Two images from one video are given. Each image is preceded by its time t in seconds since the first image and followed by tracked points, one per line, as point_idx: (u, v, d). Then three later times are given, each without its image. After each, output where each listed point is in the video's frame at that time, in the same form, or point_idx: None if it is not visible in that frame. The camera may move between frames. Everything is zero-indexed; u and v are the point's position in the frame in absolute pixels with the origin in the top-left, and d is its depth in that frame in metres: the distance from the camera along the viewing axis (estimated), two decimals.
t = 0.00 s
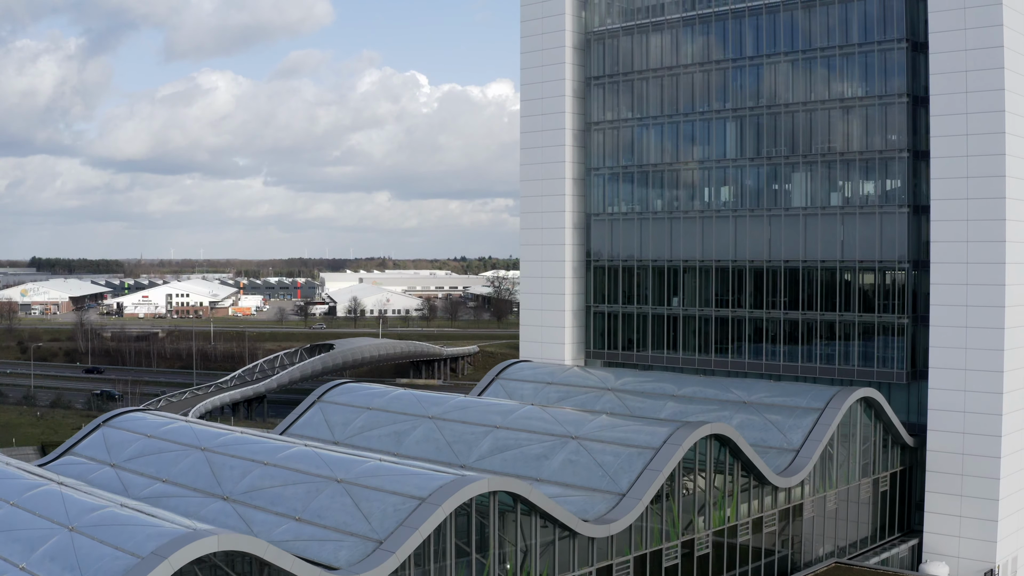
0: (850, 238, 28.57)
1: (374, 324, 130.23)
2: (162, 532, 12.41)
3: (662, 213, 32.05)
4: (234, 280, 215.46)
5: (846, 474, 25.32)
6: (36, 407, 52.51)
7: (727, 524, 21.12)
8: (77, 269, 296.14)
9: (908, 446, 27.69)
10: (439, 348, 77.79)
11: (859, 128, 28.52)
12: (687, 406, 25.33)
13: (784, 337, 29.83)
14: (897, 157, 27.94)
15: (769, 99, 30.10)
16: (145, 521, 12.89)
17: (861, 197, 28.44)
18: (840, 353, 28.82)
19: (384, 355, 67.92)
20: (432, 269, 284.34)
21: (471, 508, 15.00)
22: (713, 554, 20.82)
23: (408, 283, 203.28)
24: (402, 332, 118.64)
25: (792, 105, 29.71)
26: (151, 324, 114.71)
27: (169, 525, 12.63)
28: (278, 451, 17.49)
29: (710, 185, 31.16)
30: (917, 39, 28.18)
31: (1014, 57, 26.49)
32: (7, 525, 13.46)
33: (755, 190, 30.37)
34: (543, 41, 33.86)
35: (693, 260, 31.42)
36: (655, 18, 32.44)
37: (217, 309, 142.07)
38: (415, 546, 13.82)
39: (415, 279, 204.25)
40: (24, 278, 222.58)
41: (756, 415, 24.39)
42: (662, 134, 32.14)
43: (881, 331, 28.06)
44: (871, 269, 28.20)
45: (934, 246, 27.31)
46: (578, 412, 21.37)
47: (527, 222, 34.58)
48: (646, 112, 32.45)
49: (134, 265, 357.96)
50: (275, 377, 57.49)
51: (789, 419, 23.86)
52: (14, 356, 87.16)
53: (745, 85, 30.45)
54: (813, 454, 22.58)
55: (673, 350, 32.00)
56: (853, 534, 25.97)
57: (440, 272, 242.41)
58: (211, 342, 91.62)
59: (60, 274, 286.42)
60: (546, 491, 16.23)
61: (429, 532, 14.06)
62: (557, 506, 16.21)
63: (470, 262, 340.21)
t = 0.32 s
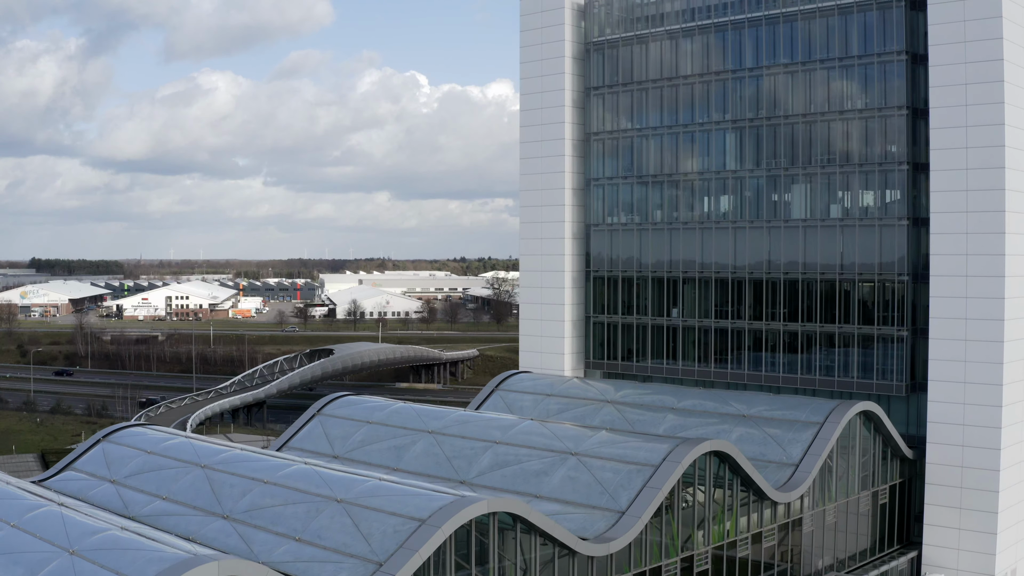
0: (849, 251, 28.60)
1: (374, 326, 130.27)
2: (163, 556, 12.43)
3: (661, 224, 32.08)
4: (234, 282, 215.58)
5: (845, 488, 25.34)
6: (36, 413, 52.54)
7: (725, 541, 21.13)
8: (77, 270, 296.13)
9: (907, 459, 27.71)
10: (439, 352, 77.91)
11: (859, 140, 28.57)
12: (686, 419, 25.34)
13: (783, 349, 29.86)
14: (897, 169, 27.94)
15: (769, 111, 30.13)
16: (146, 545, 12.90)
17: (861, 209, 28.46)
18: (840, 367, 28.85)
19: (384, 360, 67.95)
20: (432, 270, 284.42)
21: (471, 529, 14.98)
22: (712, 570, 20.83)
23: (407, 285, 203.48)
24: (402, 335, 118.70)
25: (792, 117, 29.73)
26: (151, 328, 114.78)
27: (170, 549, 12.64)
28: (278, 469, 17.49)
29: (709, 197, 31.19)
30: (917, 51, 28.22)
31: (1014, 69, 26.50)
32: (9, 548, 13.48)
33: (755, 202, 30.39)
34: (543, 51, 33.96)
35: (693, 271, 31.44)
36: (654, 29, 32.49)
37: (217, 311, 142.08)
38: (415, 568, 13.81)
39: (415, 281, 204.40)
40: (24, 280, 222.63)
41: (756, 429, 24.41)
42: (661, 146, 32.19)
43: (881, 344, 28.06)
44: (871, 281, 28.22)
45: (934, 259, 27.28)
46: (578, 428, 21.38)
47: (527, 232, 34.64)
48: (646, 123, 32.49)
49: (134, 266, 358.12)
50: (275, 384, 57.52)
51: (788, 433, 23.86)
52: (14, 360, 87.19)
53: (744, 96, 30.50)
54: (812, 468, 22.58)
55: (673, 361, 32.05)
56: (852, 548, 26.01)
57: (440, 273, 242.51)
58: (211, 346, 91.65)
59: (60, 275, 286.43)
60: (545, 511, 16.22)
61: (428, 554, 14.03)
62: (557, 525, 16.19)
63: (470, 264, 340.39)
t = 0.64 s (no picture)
0: (849, 263, 28.63)
1: (374, 329, 130.25)
2: None
3: (661, 235, 32.12)
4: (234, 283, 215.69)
5: (844, 501, 25.36)
6: (35, 419, 52.58)
7: (724, 557, 21.14)
8: (77, 271, 296.15)
9: (906, 472, 27.74)
10: (438, 357, 77.95)
11: (859, 153, 28.58)
12: (685, 432, 25.36)
13: (783, 361, 29.89)
14: (897, 182, 27.94)
15: (768, 123, 30.14)
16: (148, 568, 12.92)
17: (860, 222, 28.46)
18: (839, 379, 28.87)
19: (384, 365, 67.95)
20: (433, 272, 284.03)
21: (470, 550, 14.97)
22: None
23: (407, 287, 203.58)
24: (402, 338, 118.78)
25: (792, 129, 29.74)
26: (151, 330, 114.85)
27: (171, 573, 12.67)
28: (278, 488, 17.51)
29: (709, 208, 31.22)
30: (917, 63, 28.23)
31: (1014, 82, 26.44)
32: (10, 569, 13.50)
33: (754, 214, 30.41)
34: (543, 61, 34.03)
35: (692, 283, 31.48)
36: (654, 40, 32.51)
37: (217, 313, 142.10)
38: None
39: (416, 282, 204.47)
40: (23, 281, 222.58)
41: (755, 443, 24.42)
42: (661, 157, 32.23)
43: (881, 356, 28.07)
44: (870, 294, 28.23)
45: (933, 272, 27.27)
46: (578, 443, 21.39)
47: (527, 242, 34.71)
48: (646, 134, 32.54)
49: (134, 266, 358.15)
50: (275, 390, 57.56)
51: (787, 447, 23.88)
52: (14, 363, 87.25)
53: (744, 107, 30.53)
54: (811, 483, 22.60)
55: (672, 372, 32.10)
56: (852, 561, 26.04)
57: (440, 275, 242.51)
58: (211, 349, 91.70)
59: (59, 276, 286.41)
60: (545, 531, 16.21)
61: None
62: (557, 545, 16.18)
63: (470, 265, 340.51)
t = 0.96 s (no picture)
0: (848, 277, 28.65)
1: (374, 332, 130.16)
2: None
3: (660, 247, 32.20)
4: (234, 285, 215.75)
5: (843, 515, 25.40)
6: (35, 425, 52.66)
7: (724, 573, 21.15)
8: (77, 272, 296.49)
9: (905, 485, 27.78)
10: (439, 362, 77.95)
11: (858, 166, 28.59)
12: (685, 446, 25.38)
13: (782, 374, 29.94)
14: (896, 196, 27.95)
15: (767, 135, 30.17)
16: None
17: (860, 235, 28.48)
18: (838, 392, 28.92)
19: (383, 370, 67.93)
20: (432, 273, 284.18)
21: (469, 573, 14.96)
22: None
23: (407, 289, 203.72)
24: (403, 341, 118.80)
25: (791, 141, 29.76)
26: (151, 333, 114.92)
27: None
28: (278, 508, 17.56)
29: (708, 221, 31.26)
30: (916, 77, 28.25)
31: (1014, 96, 26.42)
32: None
33: (753, 226, 30.44)
34: (542, 72, 34.14)
35: (691, 295, 31.54)
36: (653, 51, 32.57)
37: (217, 315, 142.19)
38: None
39: (416, 284, 204.75)
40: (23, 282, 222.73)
41: (754, 457, 24.44)
42: (660, 168, 32.29)
43: (880, 370, 28.10)
44: (869, 306, 28.25)
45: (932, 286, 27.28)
46: (577, 460, 21.41)
47: (527, 253, 34.81)
48: (645, 146, 32.60)
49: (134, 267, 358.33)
50: (275, 396, 57.59)
51: (786, 462, 23.90)
52: (13, 367, 87.28)
53: (743, 119, 30.58)
54: (810, 499, 22.59)
55: (672, 383, 32.17)
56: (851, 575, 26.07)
57: (440, 277, 242.44)
58: (211, 353, 91.75)
59: (59, 277, 286.48)
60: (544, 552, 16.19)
61: None
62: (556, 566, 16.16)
63: (470, 267, 340.57)
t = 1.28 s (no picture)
0: (847, 290, 28.68)
1: (373, 335, 130.16)
2: None
3: (659, 259, 32.26)
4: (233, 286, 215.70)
5: (842, 530, 25.43)
6: (35, 432, 52.70)
7: None
8: (77, 274, 296.59)
9: (904, 499, 27.80)
10: (439, 367, 77.97)
11: (857, 180, 28.60)
12: (684, 461, 25.43)
13: (781, 387, 29.97)
14: (894, 211, 27.97)
15: (767, 148, 30.21)
16: None
17: (859, 249, 28.49)
18: (838, 405, 28.93)
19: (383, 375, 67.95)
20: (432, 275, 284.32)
21: None
22: None
23: (406, 291, 203.84)
24: (402, 344, 118.80)
25: (790, 155, 29.80)
26: (151, 336, 114.90)
27: None
28: (278, 527, 17.60)
29: (707, 234, 31.30)
30: (915, 90, 28.26)
31: (1013, 111, 26.42)
32: None
33: (752, 239, 30.47)
34: (542, 83, 34.23)
35: (690, 307, 31.59)
36: (653, 63, 32.62)
37: (217, 318, 142.23)
38: None
39: (416, 286, 204.86)
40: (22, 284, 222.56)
41: (754, 473, 24.46)
42: (660, 180, 32.34)
43: (880, 384, 28.12)
44: (868, 320, 28.28)
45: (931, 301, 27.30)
46: (577, 477, 21.44)
47: (527, 264, 34.90)
48: (644, 158, 32.68)
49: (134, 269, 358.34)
50: (275, 402, 57.62)
51: (785, 478, 23.93)
52: (12, 372, 87.23)
53: (743, 132, 30.63)
54: (809, 515, 22.62)
55: (671, 395, 32.23)
56: None
57: (440, 278, 242.44)
58: (211, 357, 91.82)
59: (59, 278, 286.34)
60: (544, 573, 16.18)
61: None
62: None
63: (469, 268, 340.62)
